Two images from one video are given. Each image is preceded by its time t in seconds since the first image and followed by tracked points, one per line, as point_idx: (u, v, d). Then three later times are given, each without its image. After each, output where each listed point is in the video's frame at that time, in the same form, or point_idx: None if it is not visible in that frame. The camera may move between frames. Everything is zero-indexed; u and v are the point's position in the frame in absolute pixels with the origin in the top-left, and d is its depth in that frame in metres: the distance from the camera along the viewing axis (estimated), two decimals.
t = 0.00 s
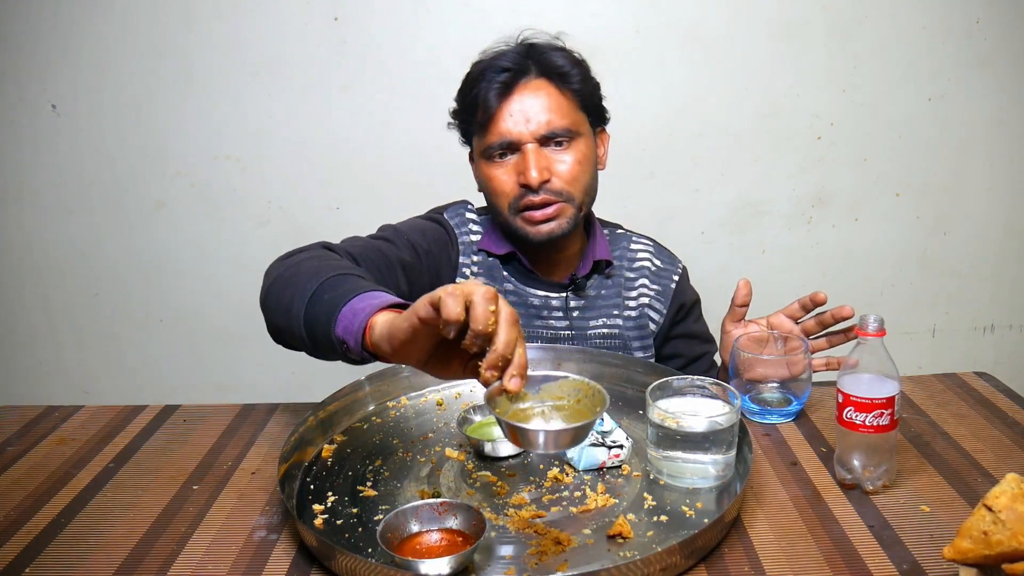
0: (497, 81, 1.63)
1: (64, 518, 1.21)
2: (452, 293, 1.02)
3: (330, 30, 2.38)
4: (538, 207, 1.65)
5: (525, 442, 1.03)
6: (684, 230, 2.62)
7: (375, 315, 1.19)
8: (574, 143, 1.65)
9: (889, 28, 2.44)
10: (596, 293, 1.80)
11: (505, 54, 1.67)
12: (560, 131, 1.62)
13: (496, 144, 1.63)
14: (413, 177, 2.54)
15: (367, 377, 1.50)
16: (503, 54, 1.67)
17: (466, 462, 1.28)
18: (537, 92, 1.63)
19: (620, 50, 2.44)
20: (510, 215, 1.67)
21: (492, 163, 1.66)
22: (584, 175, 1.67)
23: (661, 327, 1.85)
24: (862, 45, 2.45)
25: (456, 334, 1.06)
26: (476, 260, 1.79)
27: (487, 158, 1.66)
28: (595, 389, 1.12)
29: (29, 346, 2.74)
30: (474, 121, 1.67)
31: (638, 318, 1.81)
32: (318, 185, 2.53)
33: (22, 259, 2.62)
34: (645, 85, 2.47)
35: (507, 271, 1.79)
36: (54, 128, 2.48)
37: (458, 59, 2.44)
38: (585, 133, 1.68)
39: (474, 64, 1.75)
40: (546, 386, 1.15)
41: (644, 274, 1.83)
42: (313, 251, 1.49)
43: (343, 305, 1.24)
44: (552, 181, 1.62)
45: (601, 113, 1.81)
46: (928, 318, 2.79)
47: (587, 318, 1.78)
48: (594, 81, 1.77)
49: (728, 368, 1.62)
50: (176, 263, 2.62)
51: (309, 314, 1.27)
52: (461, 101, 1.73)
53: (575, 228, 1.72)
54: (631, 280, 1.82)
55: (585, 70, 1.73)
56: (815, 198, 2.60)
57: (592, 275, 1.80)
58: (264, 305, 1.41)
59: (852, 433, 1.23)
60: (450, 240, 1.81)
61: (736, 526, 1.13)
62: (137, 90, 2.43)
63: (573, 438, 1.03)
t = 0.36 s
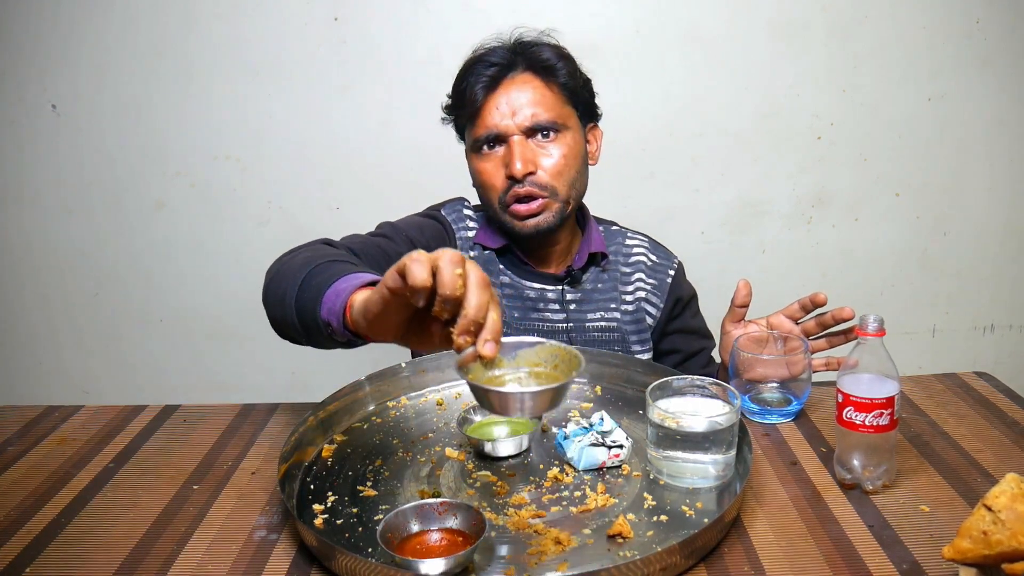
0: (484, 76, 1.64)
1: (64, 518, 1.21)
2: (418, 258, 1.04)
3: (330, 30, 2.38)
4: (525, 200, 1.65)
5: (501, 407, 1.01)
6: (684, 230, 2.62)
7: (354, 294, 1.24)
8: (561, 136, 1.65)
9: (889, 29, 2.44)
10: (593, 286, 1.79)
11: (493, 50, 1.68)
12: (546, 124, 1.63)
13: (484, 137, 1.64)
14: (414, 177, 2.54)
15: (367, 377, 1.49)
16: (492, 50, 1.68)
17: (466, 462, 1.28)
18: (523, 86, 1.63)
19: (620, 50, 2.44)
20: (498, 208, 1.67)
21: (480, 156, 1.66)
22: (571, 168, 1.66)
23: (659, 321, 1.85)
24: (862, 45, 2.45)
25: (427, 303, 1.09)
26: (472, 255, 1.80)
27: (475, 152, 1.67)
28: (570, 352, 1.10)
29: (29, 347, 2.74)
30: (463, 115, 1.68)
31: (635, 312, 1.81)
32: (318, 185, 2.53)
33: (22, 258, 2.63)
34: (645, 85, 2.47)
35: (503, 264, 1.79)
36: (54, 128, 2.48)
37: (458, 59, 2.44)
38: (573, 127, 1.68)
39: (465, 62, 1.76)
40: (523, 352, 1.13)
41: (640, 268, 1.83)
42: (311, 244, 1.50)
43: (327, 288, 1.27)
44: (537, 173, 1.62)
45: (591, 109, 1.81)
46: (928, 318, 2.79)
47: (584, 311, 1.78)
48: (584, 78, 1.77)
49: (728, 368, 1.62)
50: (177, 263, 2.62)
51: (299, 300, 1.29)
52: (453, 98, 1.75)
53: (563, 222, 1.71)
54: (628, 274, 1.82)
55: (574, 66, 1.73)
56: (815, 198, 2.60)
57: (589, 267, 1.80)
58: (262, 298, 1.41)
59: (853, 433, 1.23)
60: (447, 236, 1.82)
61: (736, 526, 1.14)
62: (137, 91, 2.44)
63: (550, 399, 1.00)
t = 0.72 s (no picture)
0: (488, 79, 1.63)
1: (64, 518, 1.21)
2: (379, 231, 1.08)
3: (330, 30, 2.38)
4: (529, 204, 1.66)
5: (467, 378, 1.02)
6: (684, 230, 2.62)
7: (328, 275, 1.29)
8: (565, 141, 1.65)
9: (889, 28, 2.44)
10: (593, 287, 1.79)
11: (496, 51, 1.66)
12: (550, 128, 1.62)
13: (488, 141, 1.63)
14: (414, 177, 2.54)
15: (367, 377, 1.49)
16: (493, 53, 1.66)
17: (466, 463, 1.28)
18: (527, 90, 1.62)
19: (620, 50, 2.44)
20: (501, 211, 1.68)
21: (483, 160, 1.66)
22: (574, 171, 1.67)
23: (660, 321, 1.84)
24: (862, 45, 2.45)
25: (390, 276, 1.12)
26: (472, 255, 1.80)
27: (479, 155, 1.66)
28: (537, 323, 1.09)
29: (29, 347, 2.74)
30: (467, 117, 1.68)
31: (635, 313, 1.80)
32: (318, 185, 2.53)
33: (22, 258, 2.63)
34: (645, 85, 2.47)
35: (502, 265, 1.79)
36: (54, 128, 2.48)
37: (458, 59, 2.44)
38: (576, 130, 1.68)
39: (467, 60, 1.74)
40: (489, 326, 1.12)
41: (640, 269, 1.83)
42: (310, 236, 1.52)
43: (305, 270, 1.32)
44: (542, 178, 1.62)
45: (592, 109, 1.80)
46: (928, 318, 2.79)
47: (584, 312, 1.78)
48: (585, 78, 1.76)
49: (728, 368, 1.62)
50: (176, 263, 2.62)
51: (282, 286, 1.34)
52: (454, 99, 1.74)
53: (566, 224, 1.72)
54: (628, 275, 1.82)
55: (576, 68, 1.72)
56: (815, 198, 2.60)
57: (590, 268, 1.80)
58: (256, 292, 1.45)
59: (853, 433, 1.23)
60: (446, 234, 1.83)
61: (736, 526, 1.13)
62: (137, 90, 2.43)
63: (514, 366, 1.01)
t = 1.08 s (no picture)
0: (489, 84, 1.62)
1: (64, 518, 1.21)
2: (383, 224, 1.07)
3: (330, 30, 2.38)
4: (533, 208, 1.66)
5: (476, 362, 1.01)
6: (684, 230, 2.62)
7: (332, 270, 1.28)
8: (568, 144, 1.65)
9: (889, 29, 2.44)
10: (593, 288, 1.79)
11: (496, 56, 1.66)
12: (552, 132, 1.62)
13: (490, 146, 1.63)
14: (414, 177, 2.54)
15: (367, 377, 1.49)
16: (493, 57, 1.66)
17: (466, 463, 1.28)
18: (529, 94, 1.62)
19: (620, 50, 2.44)
20: (505, 216, 1.68)
21: (486, 165, 1.66)
22: (578, 174, 1.67)
23: (660, 321, 1.84)
24: (862, 45, 2.45)
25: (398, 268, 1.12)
26: (472, 255, 1.80)
27: (481, 160, 1.66)
28: (544, 312, 1.09)
29: (29, 346, 2.74)
30: (468, 123, 1.67)
31: (636, 313, 1.80)
32: (318, 185, 2.53)
33: (22, 258, 2.63)
34: (645, 86, 2.47)
35: (502, 266, 1.79)
36: (54, 128, 2.48)
37: (458, 59, 2.44)
38: (578, 132, 1.68)
39: (466, 65, 1.74)
40: (496, 315, 1.12)
41: (640, 270, 1.83)
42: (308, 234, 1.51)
43: (308, 267, 1.32)
44: (546, 182, 1.63)
45: (592, 110, 1.80)
46: (928, 318, 2.79)
47: (584, 313, 1.78)
48: (585, 79, 1.76)
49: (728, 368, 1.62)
50: (176, 263, 2.62)
51: (284, 282, 1.34)
52: (454, 104, 1.73)
53: (570, 227, 1.72)
54: (628, 276, 1.82)
55: (577, 70, 1.72)
56: (815, 198, 2.60)
57: (589, 269, 1.80)
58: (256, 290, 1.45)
59: (853, 433, 1.23)
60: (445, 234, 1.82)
61: (736, 527, 1.13)
62: (137, 90, 2.43)
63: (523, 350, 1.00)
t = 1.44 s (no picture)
0: (495, 86, 1.62)
1: (64, 518, 1.21)
2: (441, 285, 1.00)
3: (330, 30, 2.38)
4: (535, 212, 1.66)
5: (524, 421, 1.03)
6: (684, 230, 2.62)
7: (368, 311, 1.14)
8: (572, 148, 1.65)
9: (889, 29, 2.44)
10: (594, 290, 1.79)
11: (502, 57, 1.65)
12: (558, 136, 1.62)
13: (495, 148, 1.63)
14: (413, 177, 2.54)
15: (367, 377, 1.49)
16: (500, 59, 1.65)
17: (466, 462, 1.28)
18: (535, 98, 1.62)
19: (620, 50, 2.44)
20: (508, 218, 1.68)
21: (489, 166, 1.66)
22: (581, 179, 1.67)
23: (660, 322, 1.84)
24: (862, 45, 2.45)
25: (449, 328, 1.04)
26: (472, 257, 1.79)
27: (485, 162, 1.66)
28: (586, 370, 1.10)
29: (29, 346, 2.74)
30: (473, 124, 1.67)
31: (636, 314, 1.80)
32: (318, 185, 2.53)
33: (22, 258, 2.63)
34: (645, 86, 2.47)
35: (504, 267, 1.79)
36: (54, 128, 2.48)
37: (458, 59, 2.44)
38: (584, 137, 1.68)
39: (472, 64, 1.73)
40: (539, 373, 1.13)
41: (641, 271, 1.83)
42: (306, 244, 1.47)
43: (336, 299, 1.18)
44: (549, 186, 1.63)
45: (597, 113, 1.80)
46: (928, 318, 2.79)
47: (585, 314, 1.78)
48: (592, 83, 1.76)
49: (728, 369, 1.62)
50: (176, 263, 2.62)
51: (303, 308, 1.22)
52: (459, 103, 1.73)
53: (573, 231, 1.73)
54: (629, 277, 1.82)
55: (583, 74, 1.72)
56: (815, 198, 2.60)
57: (590, 271, 1.80)
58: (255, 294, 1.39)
59: (853, 433, 1.23)
60: (446, 237, 1.81)
61: (736, 526, 1.13)
62: (137, 91, 2.44)
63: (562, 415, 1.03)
